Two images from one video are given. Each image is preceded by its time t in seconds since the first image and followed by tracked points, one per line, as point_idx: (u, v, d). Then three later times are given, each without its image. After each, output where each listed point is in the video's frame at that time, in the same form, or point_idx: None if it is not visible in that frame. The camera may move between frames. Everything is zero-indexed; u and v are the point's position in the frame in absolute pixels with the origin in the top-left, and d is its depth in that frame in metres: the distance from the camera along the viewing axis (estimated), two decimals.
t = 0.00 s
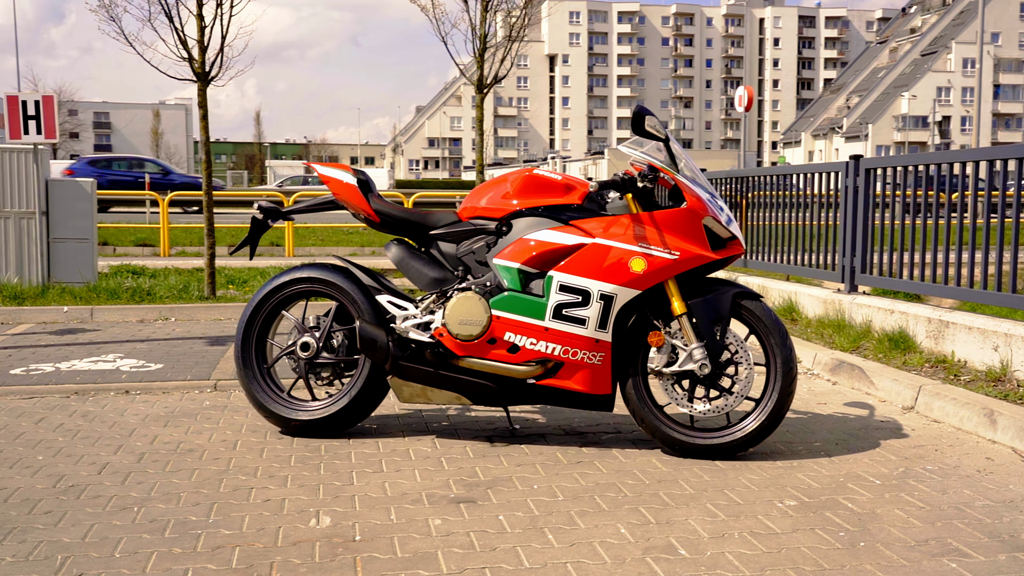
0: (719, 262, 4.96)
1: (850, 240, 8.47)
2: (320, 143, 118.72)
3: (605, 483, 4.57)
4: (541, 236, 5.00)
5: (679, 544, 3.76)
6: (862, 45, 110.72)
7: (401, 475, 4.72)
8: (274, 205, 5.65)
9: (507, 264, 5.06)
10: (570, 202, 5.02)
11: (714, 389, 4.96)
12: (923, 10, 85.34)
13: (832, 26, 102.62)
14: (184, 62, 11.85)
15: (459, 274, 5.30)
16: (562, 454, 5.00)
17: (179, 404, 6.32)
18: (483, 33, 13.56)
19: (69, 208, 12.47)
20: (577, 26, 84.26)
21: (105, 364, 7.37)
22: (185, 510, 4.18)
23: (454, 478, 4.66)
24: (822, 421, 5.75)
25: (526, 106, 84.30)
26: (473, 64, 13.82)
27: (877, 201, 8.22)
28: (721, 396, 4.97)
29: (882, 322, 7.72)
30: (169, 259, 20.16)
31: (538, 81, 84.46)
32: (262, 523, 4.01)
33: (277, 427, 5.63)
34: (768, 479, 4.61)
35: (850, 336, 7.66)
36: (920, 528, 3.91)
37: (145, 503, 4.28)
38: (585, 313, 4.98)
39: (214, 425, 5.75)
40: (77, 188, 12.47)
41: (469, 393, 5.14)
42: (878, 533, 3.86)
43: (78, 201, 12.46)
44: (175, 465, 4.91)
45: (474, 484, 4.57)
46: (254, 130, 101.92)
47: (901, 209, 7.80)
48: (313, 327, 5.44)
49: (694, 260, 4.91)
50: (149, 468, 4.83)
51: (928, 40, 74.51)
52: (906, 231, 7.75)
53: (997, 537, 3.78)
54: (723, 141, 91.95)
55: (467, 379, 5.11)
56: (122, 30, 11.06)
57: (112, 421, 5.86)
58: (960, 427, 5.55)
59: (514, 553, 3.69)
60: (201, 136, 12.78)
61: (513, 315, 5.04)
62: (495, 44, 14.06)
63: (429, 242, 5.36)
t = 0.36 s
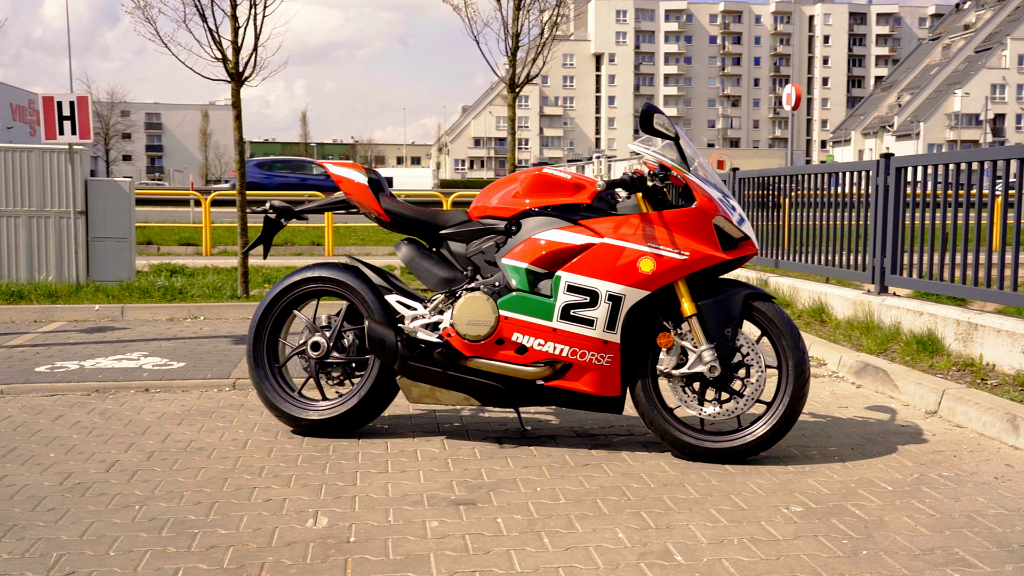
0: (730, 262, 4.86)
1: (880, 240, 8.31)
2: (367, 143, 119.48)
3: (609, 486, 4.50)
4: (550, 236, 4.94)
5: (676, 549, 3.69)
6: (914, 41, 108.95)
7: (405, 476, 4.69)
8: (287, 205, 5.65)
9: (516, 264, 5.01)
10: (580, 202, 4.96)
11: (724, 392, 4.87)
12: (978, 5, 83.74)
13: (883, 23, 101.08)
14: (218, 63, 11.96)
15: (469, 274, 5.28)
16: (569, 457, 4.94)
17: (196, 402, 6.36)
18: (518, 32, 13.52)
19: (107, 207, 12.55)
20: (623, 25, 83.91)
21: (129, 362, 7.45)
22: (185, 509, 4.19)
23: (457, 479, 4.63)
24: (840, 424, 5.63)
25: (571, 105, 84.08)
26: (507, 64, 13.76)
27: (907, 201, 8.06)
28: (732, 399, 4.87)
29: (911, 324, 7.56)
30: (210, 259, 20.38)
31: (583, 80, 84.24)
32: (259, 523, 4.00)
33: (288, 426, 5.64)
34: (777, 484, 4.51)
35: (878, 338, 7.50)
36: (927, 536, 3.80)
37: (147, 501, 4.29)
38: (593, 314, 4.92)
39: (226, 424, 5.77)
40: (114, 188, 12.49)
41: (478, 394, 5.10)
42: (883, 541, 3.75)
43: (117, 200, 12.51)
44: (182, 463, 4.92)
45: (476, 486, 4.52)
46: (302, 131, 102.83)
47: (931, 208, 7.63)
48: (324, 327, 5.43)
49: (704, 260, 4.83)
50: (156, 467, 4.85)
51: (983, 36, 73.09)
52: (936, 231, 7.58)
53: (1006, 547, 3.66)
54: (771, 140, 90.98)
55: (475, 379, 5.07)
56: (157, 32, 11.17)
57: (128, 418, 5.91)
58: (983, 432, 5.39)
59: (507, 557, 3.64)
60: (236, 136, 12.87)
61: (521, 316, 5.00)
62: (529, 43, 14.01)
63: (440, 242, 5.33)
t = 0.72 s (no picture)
0: (740, 261, 4.77)
1: (909, 240, 8.15)
2: (410, 143, 119.96)
3: (611, 488, 4.43)
4: (557, 234, 4.89)
5: (670, 553, 3.62)
6: (965, 38, 107.05)
7: (407, 475, 4.66)
8: (298, 204, 5.65)
9: (522, 263, 4.96)
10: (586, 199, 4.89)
11: (733, 393, 4.78)
12: None
13: (933, 20, 99.48)
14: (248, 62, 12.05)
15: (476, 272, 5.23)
16: (574, 458, 4.88)
17: (211, 400, 6.39)
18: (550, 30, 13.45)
19: (143, 206, 12.65)
20: (667, 23, 83.41)
21: (150, 360, 7.51)
22: (182, 507, 4.18)
23: (459, 479, 4.58)
24: (857, 427, 5.51)
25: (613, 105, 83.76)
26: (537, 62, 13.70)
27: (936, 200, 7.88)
28: (740, 401, 4.78)
29: (939, 325, 7.39)
30: (247, 257, 20.54)
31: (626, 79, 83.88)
32: (253, 522, 3.99)
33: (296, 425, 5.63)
34: (783, 487, 4.41)
35: (904, 340, 7.34)
36: (931, 543, 3.69)
37: (146, 498, 4.31)
38: (599, 313, 4.84)
39: (237, 422, 5.78)
40: (149, 187, 12.58)
41: (484, 394, 5.05)
42: (884, 548, 3.65)
43: (152, 199, 12.61)
44: (187, 461, 4.93)
45: (476, 486, 4.48)
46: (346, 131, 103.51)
47: (959, 207, 7.45)
48: (332, 325, 5.41)
49: (713, 259, 4.73)
50: (161, 464, 4.86)
51: None
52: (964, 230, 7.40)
53: (1013, 556, 3.54)
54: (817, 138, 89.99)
55: (481, 379, 5.03)
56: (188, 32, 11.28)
57: (141, 415, 5.95)
58: (1004, 436, 5.24)
59: (497, 559, 3.59)
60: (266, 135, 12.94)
61: (527, 315, 4.95)
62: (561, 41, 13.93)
63: (448, 239, 5.30)
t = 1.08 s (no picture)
0: (743, 262, 4.68)
1: (933, 240, 8.00)
2: (450, 143, 120.22)
3: (609, 492, 4.37)
4: (557, 234, 4.83)
5: (659, 559, 3.55)
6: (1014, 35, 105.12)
7: (404, 477, 4.63)
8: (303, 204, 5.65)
9: (523, 264, 4.91)
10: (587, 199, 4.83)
11: (736, 396, 4.69)
12: None
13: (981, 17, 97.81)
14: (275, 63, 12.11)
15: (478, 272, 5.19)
16: (574, 462, 4.82)
17: (221, 400, 6.41)
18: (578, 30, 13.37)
19: (173, 206, 12.75)
20: (708, 22, 82.82)
21: (166, 359, 7.56)
22: (176, 508, 4.19)
23: (455, 482, 4.54)
24: (868, 431, 5.39)
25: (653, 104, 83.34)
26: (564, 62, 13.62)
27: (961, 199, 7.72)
28: (743, 404, 4.69)
29: (962, 327, 7.24)
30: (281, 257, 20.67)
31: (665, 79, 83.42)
32: (244, 524, 3.98)
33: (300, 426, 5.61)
34: (784, 493, 4.32)
35: (926, 342, 7.18)
36: (930, 553, 3.59)
37: (142, 498, 4.32)
38: (600, 314, 4.78)
39: (244, 422, 5.78)
40: (180, 187, 12.69)
41: (485, 395, 5.01)
42: (880, 557, 3.55)
43: (183, 199, 12.70)
44: (187, 461, 4.94)
45: (472, 489, 4.44)
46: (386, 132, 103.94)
47: (984, 207, 7.29)
48: (335, 326, 5.41)
49: (715, 260, 4.65)
50: (162, 464, 4.87)
51: None
52: (986, 230, 7.25)
53: (1012, 567, 3.42)
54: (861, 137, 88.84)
55: (483, 380, 4.99)
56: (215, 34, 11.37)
57: (150, 415, 5.97)
58: (1020, 442, 5.10)
59: (482, 563, 3.55)
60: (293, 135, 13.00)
61: (528, 316, 4.90)
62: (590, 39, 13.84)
63: (450, 239, 5.26)
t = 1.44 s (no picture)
0: (742, 266, 4.60)
1: (953, 242, 7.85)
2: (485, 144, 120.30)
3: (602, 498, 4.31)
4: (555, 236, 4.78)
5: (642, 568, 3.49)
6: None
7: (398, 481, 4.61)
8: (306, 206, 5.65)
9: (521, 266, 4.87)
10: (585, 201, 4.78)
11: (735, 401, 4.61)
12: None
13: None
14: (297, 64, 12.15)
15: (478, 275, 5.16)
16: (570, 466, 4.77)
17: (228, 401, 6.42)
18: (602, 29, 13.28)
19: (200, 207, 12.82)
20: (745, 21, 82.13)
21: (179, 359, 7.61)
22: (167, 510, 4.19)
23: (448, 486, 4.51)
24: (876, 437, 5.29)
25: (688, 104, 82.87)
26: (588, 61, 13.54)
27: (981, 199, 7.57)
28: (742, 409, 4.61)
29: (981, 331, 7.10)
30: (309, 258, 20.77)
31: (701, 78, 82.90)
32: (231, 527, 3.97)
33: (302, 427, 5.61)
34: (780, 500, 4.24)
35: (944, 345, 7.04)
36: (921, 564, 3.50)
37: (134, 500, 4.33)
38: (597, 318, 4.73)
39: (247, 424, 5.79)
40: (207, 188, 12.76)
41: (483, 399, 4.98)
42: (868, 568, 3.47)
43: (210, 200, 12.77)
44: (186, 462, 4.95)
45: (464, 494, 4.40)
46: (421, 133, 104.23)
47: (1003, 207, 7.13)
48: (336, 328, 5.40)
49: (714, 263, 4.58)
50: (160, 466, 4.89)
51: None
52: (1005, 231, 7.11)
53: None
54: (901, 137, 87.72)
55: (480, 384, 4.95)
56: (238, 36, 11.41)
57: (156, 416, 6.00)
58: None
59: (464, 570, 3.51)
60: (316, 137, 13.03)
61: (525, 319, 4.86)
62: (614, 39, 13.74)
63: (450, 241, 5.23)
